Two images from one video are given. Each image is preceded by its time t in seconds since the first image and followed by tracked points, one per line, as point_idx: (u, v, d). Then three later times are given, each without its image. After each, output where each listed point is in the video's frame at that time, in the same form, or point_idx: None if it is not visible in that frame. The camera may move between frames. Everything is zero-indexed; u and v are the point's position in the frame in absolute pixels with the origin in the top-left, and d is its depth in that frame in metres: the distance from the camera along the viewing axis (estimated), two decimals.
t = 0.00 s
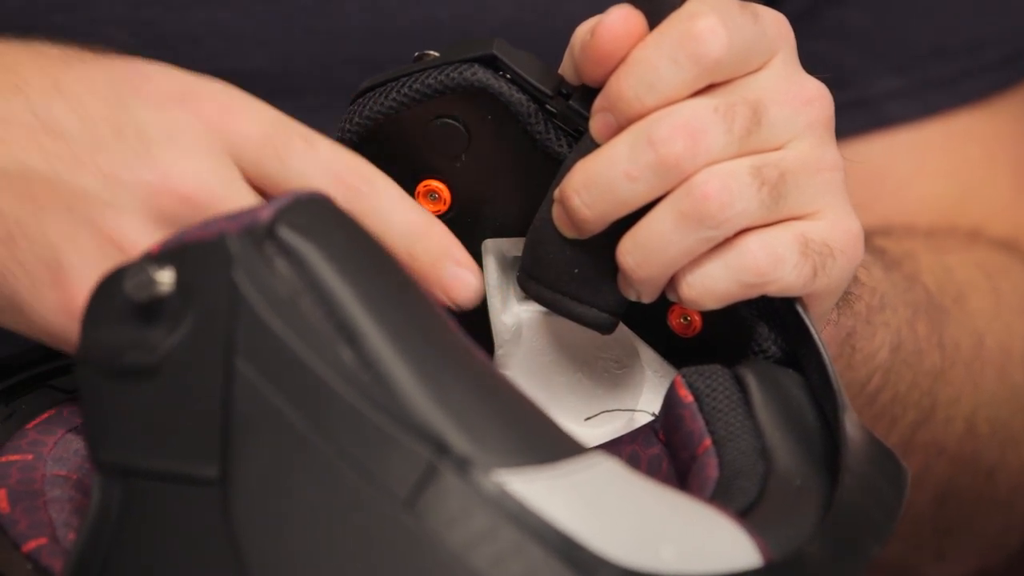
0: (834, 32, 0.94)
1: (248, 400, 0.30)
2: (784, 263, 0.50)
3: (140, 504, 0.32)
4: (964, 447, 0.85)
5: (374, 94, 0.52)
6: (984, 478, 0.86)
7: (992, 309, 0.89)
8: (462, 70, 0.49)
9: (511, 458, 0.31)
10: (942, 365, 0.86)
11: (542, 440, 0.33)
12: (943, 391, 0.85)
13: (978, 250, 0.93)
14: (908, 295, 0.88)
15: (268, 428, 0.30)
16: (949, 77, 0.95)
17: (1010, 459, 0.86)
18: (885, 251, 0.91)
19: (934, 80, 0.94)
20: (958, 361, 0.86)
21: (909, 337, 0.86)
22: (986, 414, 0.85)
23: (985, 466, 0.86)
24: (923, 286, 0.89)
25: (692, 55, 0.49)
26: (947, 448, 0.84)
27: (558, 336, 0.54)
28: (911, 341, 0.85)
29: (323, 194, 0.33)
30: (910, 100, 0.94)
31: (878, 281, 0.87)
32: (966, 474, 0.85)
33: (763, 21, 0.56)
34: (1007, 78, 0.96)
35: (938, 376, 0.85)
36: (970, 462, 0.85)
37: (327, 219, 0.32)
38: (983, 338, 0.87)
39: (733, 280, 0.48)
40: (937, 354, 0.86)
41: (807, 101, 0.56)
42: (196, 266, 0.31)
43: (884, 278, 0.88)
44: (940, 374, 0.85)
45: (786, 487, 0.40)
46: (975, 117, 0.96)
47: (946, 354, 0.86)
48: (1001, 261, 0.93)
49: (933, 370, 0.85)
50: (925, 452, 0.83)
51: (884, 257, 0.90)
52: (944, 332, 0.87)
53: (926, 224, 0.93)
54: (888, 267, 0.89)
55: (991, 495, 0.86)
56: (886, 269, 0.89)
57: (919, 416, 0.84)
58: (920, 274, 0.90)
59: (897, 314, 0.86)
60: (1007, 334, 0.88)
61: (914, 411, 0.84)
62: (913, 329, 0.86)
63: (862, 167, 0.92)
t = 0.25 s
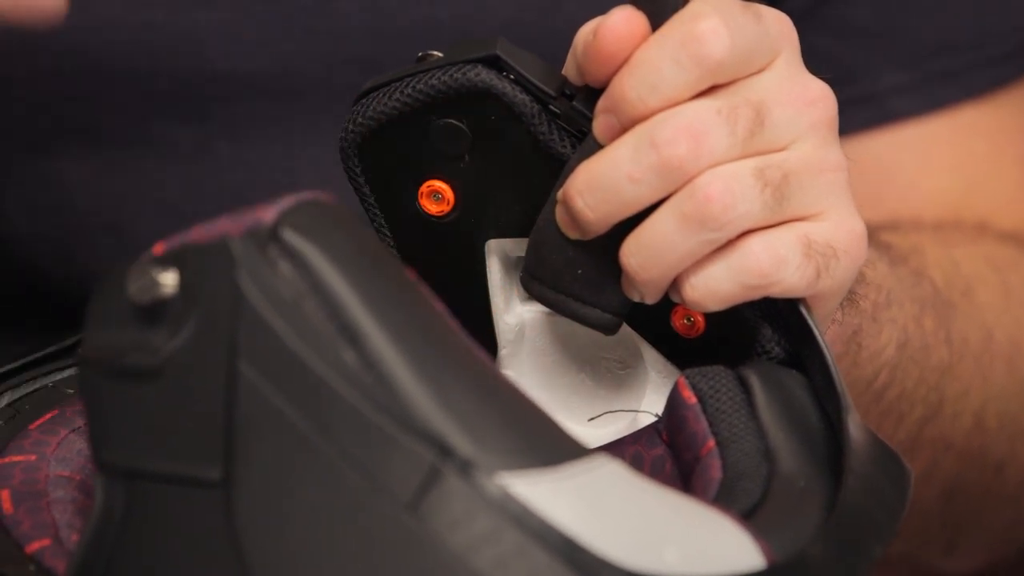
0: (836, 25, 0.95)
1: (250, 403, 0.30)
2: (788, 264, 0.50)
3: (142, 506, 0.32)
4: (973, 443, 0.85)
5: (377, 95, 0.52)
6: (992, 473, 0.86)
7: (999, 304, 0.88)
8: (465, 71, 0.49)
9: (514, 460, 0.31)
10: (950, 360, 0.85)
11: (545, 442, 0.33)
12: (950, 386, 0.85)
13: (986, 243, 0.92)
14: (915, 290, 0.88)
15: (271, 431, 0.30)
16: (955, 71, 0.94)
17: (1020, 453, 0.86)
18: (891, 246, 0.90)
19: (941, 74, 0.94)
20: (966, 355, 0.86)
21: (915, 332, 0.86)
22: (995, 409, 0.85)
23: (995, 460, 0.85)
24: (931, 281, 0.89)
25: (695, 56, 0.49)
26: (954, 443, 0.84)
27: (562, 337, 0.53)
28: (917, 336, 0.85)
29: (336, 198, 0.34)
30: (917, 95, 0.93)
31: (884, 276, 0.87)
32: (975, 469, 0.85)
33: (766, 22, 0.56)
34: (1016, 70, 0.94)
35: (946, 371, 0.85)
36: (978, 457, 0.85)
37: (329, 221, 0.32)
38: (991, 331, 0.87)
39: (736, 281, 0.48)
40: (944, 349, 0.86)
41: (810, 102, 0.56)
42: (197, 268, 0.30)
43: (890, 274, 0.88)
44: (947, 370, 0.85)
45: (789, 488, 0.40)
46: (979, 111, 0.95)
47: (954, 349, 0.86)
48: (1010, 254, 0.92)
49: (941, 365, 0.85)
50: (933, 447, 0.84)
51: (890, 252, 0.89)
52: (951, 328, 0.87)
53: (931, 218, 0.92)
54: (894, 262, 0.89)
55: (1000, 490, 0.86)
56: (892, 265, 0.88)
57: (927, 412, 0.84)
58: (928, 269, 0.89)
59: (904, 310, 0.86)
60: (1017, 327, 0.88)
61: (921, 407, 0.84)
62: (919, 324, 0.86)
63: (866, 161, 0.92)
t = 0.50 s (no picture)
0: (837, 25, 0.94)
1: (251, 404, 0.30)
2: (789, 264, 0.50)
3: (143, 506, 0.32)
4: (973, 441, 0.85)
5: (378, 94, 0.51)
6: (993, 471, 0.86)
7: (999, 303, 0.88)
8: (465, 71, 0.49)
9: (514, 462, 0.31)
10: (950, 359, 0.85)
11: (546, 443, 0.33)
12: (951, 384, 0.85)
13: (986, 241, 0.92)
14: (916, 288, 0.87)
15: (271, 432, 0.30)
16: (955, 70, 0.94)
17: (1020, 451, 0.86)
18: (892, 245, 0.90)
19: (941, 73, 0.94)
20: (967, 354, 0.85)
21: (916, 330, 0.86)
22: (995, 408, 0.85)
23: (995, 459, 0.86)
24: (931, 279, 0.88)
25: (695, 57, 0.49)
26: (955, 442, 0.85)
27: (562, 336, 0.53)
28: (917, 334, 0.85)
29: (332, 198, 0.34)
30: (918, 95, 0.93)
31: (884, 276, 0.86)
32: (975, 467, 0.86)
33: (767, 22, 0.56)
34: (1016, 69, 0.94)
35: (946, 370, 0.85)
36: (978, 455, 0.86)
37: (331, 221, 0.32)
38: (991, 332, 0.87)
39: (736, 282, 0.48)
40: (945, 348, 0.85)
41: (811, 103, 0.56)
42: (197, 268, 0.30)
43: (890, 274, 0.87)
44: (947, 369, 0.85)
45: (789, 489, 0.40)
46: (979, 111, 0.95)
47: (953, 348, 0.86)
48: (1010, 251, 0.92)
49: (941, 364, 0.85)
50: (933, 446, 0.84)
51: (891, 251, 0.89)
52: (951, 326, 0.87)
53: (931, 217, 0.92)
54: (895, 261, 0.88)
55: (999, 488, 0.87)
56: (892, 263, 0.88)
57: (927, 411, 0.84)
58: (928, 267, 0.89)
59: (904, 309, 0.86)
60: (1017, 327, 0.88)
61: (922, 406, 0.84)
62: (921, 321, 0.86)
63: (868, 160, 0.92)
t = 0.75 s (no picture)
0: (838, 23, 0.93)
1: (251, 405, 0.30)
2: (789, 264, 0.50)
3: (144, 509, 0.32)
4: (979, 433, 0.84)
5: (378, 92, 0.51)
6: (1000, 463, 0.85)
7: (1006, 295, 0.88)
8: (465, 70, 0.49)
9: (514, 463, 0.31)
10: (955, 353, 0.85)
11: (546, 444, 0.33)
12: (956, 377, 0.85)
13: (993, 232, 0.92)
14: (921, 282, 0.87)
15: (271, 433, 0.30)
16: (957, 64, 0.94)
17: None
18: (898, 238, 0.90)
19: (944, 67, 0.94)
20: (971, 347, 0.86)
21: (920, 324, 0.86)
22: (1002, 400, 0.85)
23: (1002, 450, 0.85)
24: (935, 273, 0.88)
25: (694, 57, 0.49)
26: (961, 434, 0.84)
27: (562, 335, 0.53)
28: (922, 327, 0.85)
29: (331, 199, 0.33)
30: (920, 88, 0.93)
31: (888, 270, 0.87)
32: (981, 460, 0.85)
33: (766, 21, 0.56)
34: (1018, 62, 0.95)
35: (951, 364, 0.85)
36: (984, 447, 0.84)
37: (330, 223, 0.32)
38: (998, 323, 0.87)
39: (736, 282, 0.48)
40: (949, 341, 0.86)
41: (810, 102, 0.56)
42: (197, 270, 0.30)
43: (894, 267, 0.87)
44: (952, 363, 0.85)
45: (789, 489, 0.40)
46: (982, 105, 0.94)
47: (959, 341, 0.86)
48: (1018, 243, 0.92)
49: (946, 358, 0.85)
50: (939, 439, 0.83)
51: (896, 244, 0.89)
52: (956, 319, 0.87)
53: (938, 208, 0.92)
54: (899, 254, 0.89)
55: (1010, 477, 0.85)
56: (897, 257, 0.88)
57: (932, 404, 0.84)
58: (932, 260, 0.89)
59: (907, 303, 0.86)
60: None
61: (926, 399, 0.84)
62: (925, 315, 0.86)
63: (871, 156, 0.92)
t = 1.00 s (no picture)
0: (839, 23, 0.93)
1: (251, 407, 0.30)
2: (789, 264, 0.50)
3: (144, 510, 0.32)
4: (985, 434, 0.84)
5: (378, 93, 0.51)
6: (1005, 463, 0.85)
7: (1009, 294, 0.88)
8: (465, 70, 0.49)
9: (515, 465, 0.31)
10: (959, 352, 0.85)
11: (546, 446, 0.33)
12: (960, 377, 0.85)
13: (998, 233, 0.92)
14: (925, 282, 0.88)
15: (271, 435, 0.30)
16: (961, 64, 0.94)
17: None
18: (903, 238, 0.90)
19: (945, 67, 0.94)
20: (975, 346, 0.86)
21: (924, 324, 0.86)
22: (1006, 400, 0.85)
23: (1007, 451, 0.85)
24: (939, 271, 0.88)
25: (693, 57, 0.49)
26: (966, 435, 0.84)
27: (563, 334, 0.53)
28: (925, 327, 0.85)
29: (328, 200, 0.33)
30: (922, 89, 0.93)
31: (892, 270, 0.87)
32: (987, 461, 0.85)
33: (765, 21, 0.55)
34: (1023, 61, 0.94)
35: (956, 363, 0.85)
36: (990, 449, 0.84)
37: (331, 225, 0.32)
38: (1003, 323, 0.87)
39: (736, 282, 0.48)
40: (954, 340, 0.86)
41: (810, 101, 0.56)
42: (197, 272, 0.30)
43: (897, 267, 0.87)
44: (956, 363, 0.85)
45: (789, 490, 0.40)
46: (985, 105, 0.94)
47: (963, 340, 0.86)
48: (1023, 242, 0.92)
49: (949, 358, 0.85)
50: (943, 440, 0.83)
51: (901, 244, 0.89)
52: (960, 318, 0.87)
53: (942, 208, 0.92)
54: (902, 254, 0.88)
55: (1014, 481, 0.85)
56: (901, 257, 0.88)
57: (936, 405, 0.84)
58: (937, 261, 0.89)
59: (911, 303, 0.86)
60: None
61: (930, 399, 0.84)
62: (928, 315, 0.86)
63: (875, 155, 0.91)
